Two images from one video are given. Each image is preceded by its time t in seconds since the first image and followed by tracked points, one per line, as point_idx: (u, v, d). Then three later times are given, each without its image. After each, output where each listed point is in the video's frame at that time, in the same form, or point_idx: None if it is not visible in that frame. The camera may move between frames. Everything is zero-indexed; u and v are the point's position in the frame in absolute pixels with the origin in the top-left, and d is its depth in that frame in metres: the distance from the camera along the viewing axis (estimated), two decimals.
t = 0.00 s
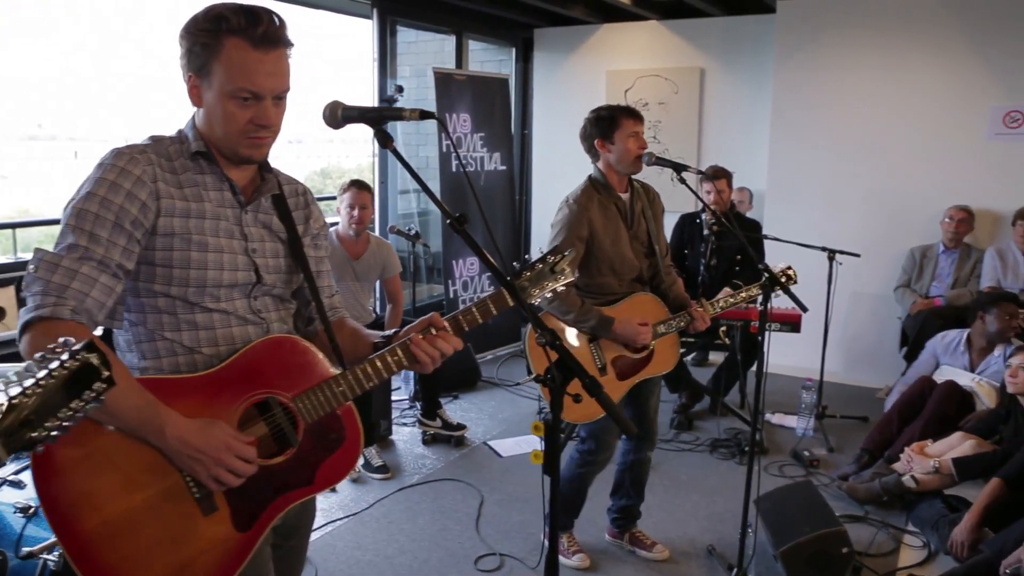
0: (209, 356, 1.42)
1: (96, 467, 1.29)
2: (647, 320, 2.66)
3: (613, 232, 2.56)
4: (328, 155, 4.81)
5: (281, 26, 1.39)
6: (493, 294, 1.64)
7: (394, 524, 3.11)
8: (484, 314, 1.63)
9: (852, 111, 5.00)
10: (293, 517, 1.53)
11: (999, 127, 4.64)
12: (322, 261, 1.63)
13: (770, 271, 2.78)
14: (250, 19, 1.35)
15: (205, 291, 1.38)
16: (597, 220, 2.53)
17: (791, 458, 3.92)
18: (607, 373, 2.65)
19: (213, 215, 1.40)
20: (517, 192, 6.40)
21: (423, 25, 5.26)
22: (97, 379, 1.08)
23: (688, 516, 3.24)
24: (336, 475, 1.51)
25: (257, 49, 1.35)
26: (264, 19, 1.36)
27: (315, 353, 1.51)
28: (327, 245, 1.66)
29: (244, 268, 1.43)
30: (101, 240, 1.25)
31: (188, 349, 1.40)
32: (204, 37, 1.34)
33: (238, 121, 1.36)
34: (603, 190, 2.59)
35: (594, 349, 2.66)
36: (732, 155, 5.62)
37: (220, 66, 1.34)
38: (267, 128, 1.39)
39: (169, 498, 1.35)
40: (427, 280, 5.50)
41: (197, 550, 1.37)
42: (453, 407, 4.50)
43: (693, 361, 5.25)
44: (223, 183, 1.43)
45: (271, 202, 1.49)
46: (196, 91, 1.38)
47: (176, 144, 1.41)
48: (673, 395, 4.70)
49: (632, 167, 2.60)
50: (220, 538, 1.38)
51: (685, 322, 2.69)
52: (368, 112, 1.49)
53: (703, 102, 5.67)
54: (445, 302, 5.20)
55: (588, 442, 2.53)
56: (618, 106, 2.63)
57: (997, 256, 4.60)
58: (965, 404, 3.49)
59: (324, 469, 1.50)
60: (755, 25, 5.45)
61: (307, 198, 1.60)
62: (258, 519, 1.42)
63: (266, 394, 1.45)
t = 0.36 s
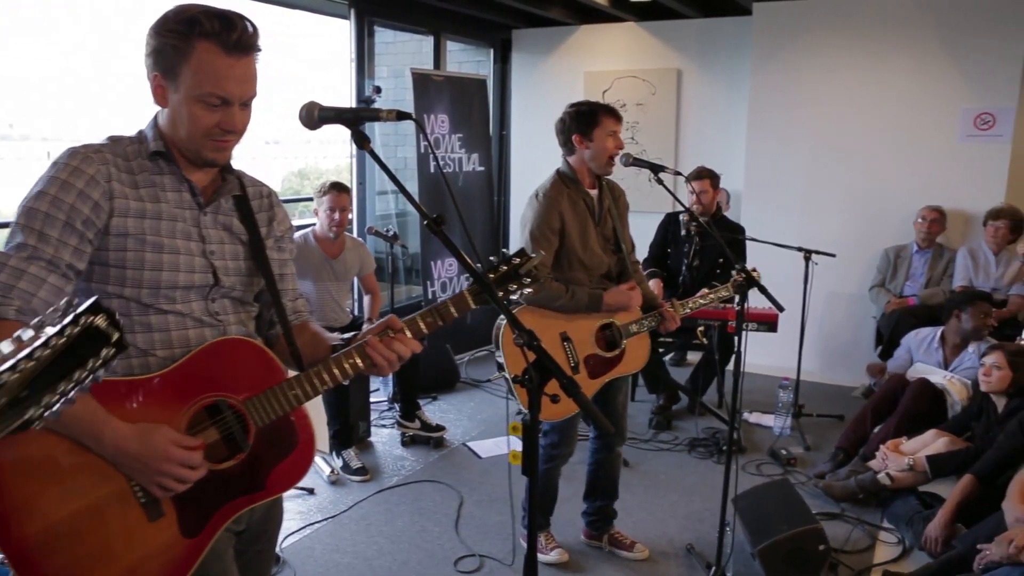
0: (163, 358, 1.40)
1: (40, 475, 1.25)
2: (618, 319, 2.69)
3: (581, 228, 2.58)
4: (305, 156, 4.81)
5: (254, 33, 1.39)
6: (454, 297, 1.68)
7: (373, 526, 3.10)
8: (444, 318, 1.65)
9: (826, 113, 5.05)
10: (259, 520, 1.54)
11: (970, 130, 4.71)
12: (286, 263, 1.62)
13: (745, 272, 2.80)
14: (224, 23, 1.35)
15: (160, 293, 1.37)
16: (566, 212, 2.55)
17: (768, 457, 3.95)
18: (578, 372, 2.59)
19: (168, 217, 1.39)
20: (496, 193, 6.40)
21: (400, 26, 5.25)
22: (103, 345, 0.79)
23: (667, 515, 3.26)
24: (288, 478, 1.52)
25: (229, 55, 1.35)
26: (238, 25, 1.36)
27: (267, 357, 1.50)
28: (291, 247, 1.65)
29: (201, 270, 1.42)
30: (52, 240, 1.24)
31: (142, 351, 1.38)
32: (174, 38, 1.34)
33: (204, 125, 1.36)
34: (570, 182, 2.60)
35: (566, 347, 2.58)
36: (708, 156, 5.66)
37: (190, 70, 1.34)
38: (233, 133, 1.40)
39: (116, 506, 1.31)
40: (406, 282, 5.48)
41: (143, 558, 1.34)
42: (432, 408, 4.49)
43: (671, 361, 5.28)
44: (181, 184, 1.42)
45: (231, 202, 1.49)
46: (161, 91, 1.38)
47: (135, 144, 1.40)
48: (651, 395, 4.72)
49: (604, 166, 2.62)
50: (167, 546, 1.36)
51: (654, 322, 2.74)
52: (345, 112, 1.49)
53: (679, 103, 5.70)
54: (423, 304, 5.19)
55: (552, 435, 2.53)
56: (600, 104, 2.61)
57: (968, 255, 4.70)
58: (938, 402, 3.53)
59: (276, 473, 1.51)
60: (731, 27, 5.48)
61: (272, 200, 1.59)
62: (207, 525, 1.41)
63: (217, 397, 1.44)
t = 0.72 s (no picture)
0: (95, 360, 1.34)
1: None
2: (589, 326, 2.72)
3: (563, 233, 2.57)
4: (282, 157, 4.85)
5: (201, 19, 1.39)
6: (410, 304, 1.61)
7: (350, 528, 3.09)
8: (391, 330, 1.61)
9: (800, 113, 5.10)
10: (192, 532, 1.44)
11: (941, 130, 4.77)
12: (234, 264, 1.57)
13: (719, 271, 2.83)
14: (172, 8, 1.34)
15: (92, 294, 1.33)
16: (552, 219, 2.53)
17: (745, 454, 3.98)
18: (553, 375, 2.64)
19: (103, 214, 1.34)
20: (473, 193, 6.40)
21: (377, 26, 5.23)
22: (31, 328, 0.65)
23: (645, 513, 3.28)
24: (219, 495, 1.44)
25: (177, 39, 1.35)
26: (185, 10, 1.36)
27: (202, 369, 1.43)
28: (239, 245, 1.59)
29: (138, 269, 1.38)
30: None
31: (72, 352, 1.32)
32: (117, 21, 1.31)
33: (155, 111, 1.34)
34: (552, 185, 2.58)
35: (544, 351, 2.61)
36: (685, 156, 5.70)
37: (136, 53, 1.31)
38: (182, 120, 1.38)
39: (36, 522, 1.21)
40: (384, 282, 5.47)
41: None
42: (410, 409, 4.47)
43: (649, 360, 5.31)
44: (119, 180, 1.37)
45: (172, 200, 1.44)
46: (101, 79, 1.33)
47: (69, 137, 1.35)
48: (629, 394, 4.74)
49: (582, 170, 2.63)
50: (87, 564, 1.28)
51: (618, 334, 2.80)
52: (319, 113, 1.48)
53: (656, 103, 5.73)
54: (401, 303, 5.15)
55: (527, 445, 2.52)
56: (568, 107, 2.64)
57: (940, 254, 4.77)
58: (907, 398, 3.57)
59: (206, 489, 1.43)
60: (706, 27, 5.52)
61: (218, 196, 1.55)
62: (130, 542, 1.34)
63: (146, 409, 1.36)
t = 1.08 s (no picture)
0: (24, 366, 1.32)
1: None
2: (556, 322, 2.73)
3: (534, 228, 2.57)
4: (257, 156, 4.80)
5: (144, 27, 1.37)
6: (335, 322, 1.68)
7: (326, 530, 3.07)
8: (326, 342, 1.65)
9: (772, 112, 5.15)
10: (125, 535, 1.43)
11: (911, 129, 4.83)
12: (164, 266, 1.56)
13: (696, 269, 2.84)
14: (117, 13, 1.31)
15: (21, 304, 1.31)
16: (525, 215, 2.53)
17: (721, 451, 4.00)
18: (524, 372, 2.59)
19: (32, 223, 1.33)
20: (450, 191, 6.38)
21: (351, 24, 5.21)
22: None
23: (622, 511, 3.29)
24: (151, 505, 1.44)
25: (119, 45, 1.31)
26: (130, 18, 1.33)
27: (135, 378, 1.42)
28: (168, 245, 1.57)
29: (69, 278, 1.37)
30: None
31: None
32: (57, 24, 1.25)
33: (96, 119, 1.29)
34: (525, 178, 2.59)
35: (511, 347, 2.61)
36: (660, 155, 5.73)
37: (79, 60, 1.26)
38: (123, 127, 1.33)
39: None
40: (360, 282, 5.44)
41: None
42: (386, 409, 4.46)
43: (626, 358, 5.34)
44: (46, 186, 1.35)
45: (101, 205, 1.43)
46: (34, 82, 1.27)
47: None
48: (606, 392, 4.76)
49: (559, 166, 2.64)
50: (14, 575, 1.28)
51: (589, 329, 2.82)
52: (290, 112, 1.47)
53: (631, 102, 5.75)
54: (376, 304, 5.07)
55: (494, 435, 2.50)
56: (546, 103, 2.61)
57: (911, 251, 4.80)
58: (876, 392, 3.64)
59: (138, 499, 1.43)
60: (679, 26, 5.55)
61: (147, 196, 1.52)
62: (59, 552, 1.34)
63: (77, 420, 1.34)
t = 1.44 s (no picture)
0: None
1: None
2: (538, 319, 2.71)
3: (507, 233, 2.57)
4: (233, 155, 4.77)
5: (80, 17, 1.33)
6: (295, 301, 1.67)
7: (304, 531, 3.05)
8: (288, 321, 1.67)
9: (749, 110, 5.18)
10: (113, 530, 1.42)
11: (885, 127, 4.88)
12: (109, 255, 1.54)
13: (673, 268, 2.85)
14: (51, 5, 1.27)
15: None
16: (494, 219, 2.53)
17: (699, 448, 4.03)
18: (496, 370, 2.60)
19: None
20: (428, 190, 6.37)
21: (327, 22, 5.18)
22: None
23: (601, 508, 3.29)
24: (136, 496, 1.44)
25: (53, 37, 1.28)
26: (64, 8, 1.29)
27: (111, 372, 1.42)
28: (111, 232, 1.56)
29: (25, 277, 1.36)
30: None
31: None
32: None
33: (36, 115, 1.27)
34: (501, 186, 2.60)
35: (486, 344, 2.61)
36: (637, 153, 5.75)
37: (12, 54, 1.24)
38: (61, 121, 1.33)
39: None
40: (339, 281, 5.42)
41: None
42: (365, 409, 4.44)
43: (604, 356, 5.35)
44: None
45: (45, 199, 1.42)
46: None
47: None
48: (584, 390, 4.77)
49: (530, 167, 2.58)
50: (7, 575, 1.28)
51: (573, 324, 2.78)
52: (263, 110, 1.46)
53: (608, 101, 5.76)
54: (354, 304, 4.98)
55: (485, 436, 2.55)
56: (517, 107, 2.59)
57: (885, 248, 4.85)
58: (854, 389, 3.66)
59: (123, 493, 1.43)
60: (656, 25, 5.57)
61: (85, 184, 1.50)
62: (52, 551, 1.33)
63: (56, 418, 1.35)
